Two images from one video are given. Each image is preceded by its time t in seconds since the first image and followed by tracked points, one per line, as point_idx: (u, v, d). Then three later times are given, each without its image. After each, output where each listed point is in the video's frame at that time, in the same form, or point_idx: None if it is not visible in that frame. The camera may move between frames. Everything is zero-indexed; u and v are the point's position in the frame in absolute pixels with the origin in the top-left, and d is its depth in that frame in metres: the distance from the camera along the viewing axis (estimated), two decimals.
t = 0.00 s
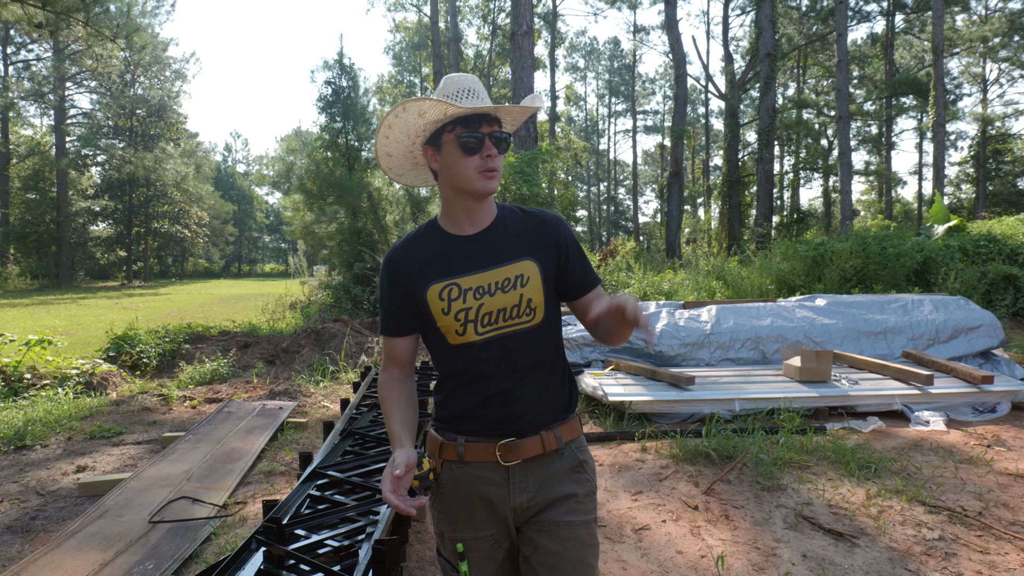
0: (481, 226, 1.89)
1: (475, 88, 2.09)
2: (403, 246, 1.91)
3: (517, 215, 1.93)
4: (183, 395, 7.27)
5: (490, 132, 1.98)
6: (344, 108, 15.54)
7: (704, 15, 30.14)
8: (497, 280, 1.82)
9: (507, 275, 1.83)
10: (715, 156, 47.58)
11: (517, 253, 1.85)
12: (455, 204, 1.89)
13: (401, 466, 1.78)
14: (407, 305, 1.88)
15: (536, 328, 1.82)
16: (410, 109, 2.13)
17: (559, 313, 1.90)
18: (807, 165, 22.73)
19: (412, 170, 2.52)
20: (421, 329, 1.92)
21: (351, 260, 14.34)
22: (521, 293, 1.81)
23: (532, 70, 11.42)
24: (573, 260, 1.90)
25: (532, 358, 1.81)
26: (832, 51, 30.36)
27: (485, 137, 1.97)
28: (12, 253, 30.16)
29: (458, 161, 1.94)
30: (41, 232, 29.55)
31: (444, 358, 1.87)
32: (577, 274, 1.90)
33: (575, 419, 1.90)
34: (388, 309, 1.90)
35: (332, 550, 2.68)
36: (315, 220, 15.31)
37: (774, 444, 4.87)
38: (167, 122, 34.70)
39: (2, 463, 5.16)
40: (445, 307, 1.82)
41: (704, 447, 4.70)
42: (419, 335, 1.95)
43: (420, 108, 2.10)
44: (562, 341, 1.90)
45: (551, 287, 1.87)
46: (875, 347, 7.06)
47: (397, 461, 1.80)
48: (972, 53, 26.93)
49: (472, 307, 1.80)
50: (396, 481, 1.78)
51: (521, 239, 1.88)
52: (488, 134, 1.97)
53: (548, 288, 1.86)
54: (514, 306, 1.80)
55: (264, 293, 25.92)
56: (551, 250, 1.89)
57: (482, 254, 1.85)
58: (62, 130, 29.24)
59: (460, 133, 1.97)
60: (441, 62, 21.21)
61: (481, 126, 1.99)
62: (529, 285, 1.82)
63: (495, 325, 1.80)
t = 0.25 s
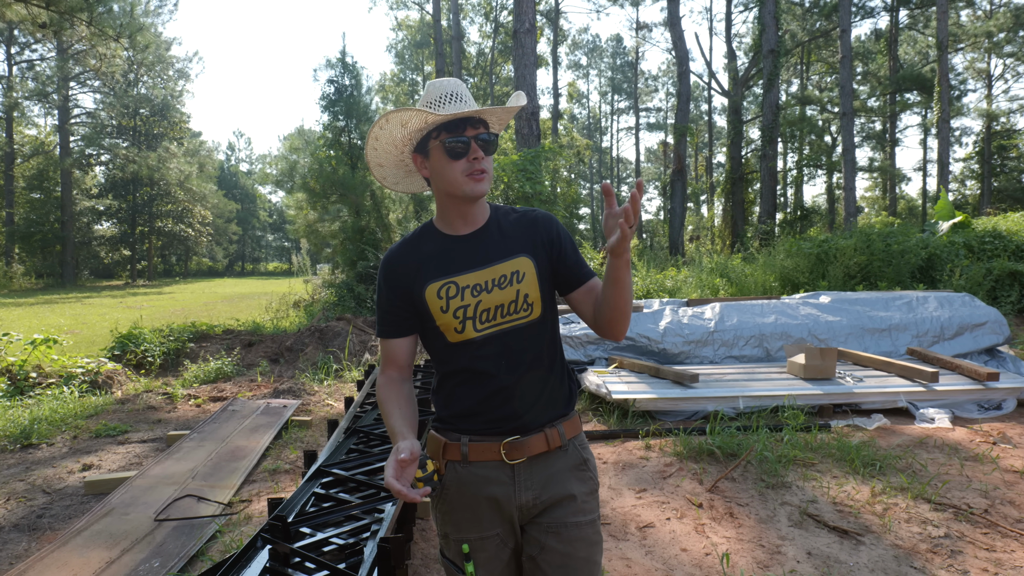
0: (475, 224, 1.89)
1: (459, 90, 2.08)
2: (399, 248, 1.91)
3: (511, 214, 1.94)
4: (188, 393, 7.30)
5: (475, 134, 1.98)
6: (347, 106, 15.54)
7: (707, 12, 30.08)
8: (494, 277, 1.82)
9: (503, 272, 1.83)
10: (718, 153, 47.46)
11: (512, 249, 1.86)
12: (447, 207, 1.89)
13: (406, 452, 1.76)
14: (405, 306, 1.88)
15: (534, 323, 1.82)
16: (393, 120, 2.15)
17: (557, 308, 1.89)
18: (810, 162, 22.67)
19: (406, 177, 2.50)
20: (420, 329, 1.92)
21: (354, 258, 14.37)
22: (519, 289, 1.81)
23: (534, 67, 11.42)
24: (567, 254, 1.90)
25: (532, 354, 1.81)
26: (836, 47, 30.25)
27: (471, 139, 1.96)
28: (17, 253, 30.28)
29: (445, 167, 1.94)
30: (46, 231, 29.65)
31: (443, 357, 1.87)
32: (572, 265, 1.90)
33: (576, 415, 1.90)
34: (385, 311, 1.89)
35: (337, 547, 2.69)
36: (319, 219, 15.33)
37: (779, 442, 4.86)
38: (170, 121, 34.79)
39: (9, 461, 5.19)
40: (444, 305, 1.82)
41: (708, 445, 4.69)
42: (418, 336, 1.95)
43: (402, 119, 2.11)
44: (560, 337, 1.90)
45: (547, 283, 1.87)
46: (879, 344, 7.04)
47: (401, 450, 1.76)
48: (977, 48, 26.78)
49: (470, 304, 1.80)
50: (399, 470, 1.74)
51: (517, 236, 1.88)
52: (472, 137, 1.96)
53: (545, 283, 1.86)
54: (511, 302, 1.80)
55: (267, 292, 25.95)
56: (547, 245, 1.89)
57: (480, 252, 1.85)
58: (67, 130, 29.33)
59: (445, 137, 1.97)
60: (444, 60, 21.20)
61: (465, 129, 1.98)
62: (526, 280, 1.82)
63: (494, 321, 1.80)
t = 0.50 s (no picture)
0: (474, 224, 1.88)
1: (453, 91, 2.08)
2: (399, 249, 1.91)
3: (510, 213, 1.94)
4: (192, 392, 7.32)
5: (469, 133, 1.98)
6: (350, 106, 15.54)
7: (710, 10, 30.02)
8: (495, 276, 1.82)
9: (504, 271, 1.83)
10: (721, 152, 47.35)
11: (512, 248, 1.86)
12: (444, 207, 1.89)
13: (414, 454, 1.76)
14: (406, 307, 1.89)
15: (534, 322, 1.82)
16: (387, 119, 2.17)
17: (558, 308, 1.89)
18: (814, 160, 22.60)
19: (403, 178, 2.50)
20: (421, 330, 1.92)
21: (357, 257, 14.39)
22: (519, 287, 1.81)
23: (537, 66, 11.40)
24: (566, 251, 1.90)
25: (533, 353, 1.81)
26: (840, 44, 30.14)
27: (464, 139, 1.96)
28: (22, 253, 30.37)
29: (440, 164, 1.95)
30: (50, 232, 29.74)
31: (445, 357, 1.87)
32: (570, 263, 1.89)
33: (578, 413, 1.90)
34: (386, 311, 1.89)
35: (341, 546, 2.69)
36: (322, 219, 15.34)
37: (783, 440, 4.85)
38: (173, 121, 34.82)
39: (15, 460, 5.21)
40: (445, 305, 1.82)
41: (712, 444, 4.68)
42: (419, 336, 1.95)
43: (396, 118, 2.14)
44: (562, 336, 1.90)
45: (547, 282, 1.87)
46: (884, 343, 7.02)
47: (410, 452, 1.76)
48: (981, 45, 26.64)
49: (471, 304, 1.80)
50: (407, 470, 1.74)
51: (517, 235, 1.88)
52: (467, 136, 1.96)
53: (545, 283, 1.86)
54: (512, 301, 1.80)
55: (271, 292, 25.98)
56: (546, 245, 1.89)
57: (480, 252, 1.85)
58: (70, 130, 29.42)
59: (440, 136, 1.98)
60: (446, 59, 21.17)
61: (459, 128, 1.99)
62: (526, 279, 1.83)
63: (495, 321, 1.80)
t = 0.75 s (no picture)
0: (482, 223, 1.88)
1: (466, 89, 2.08)
2: (405, 245, 1.90)
3: (516, 213, 1.93)
4: (198, 391, 7.35)
5: (482, 132, 1.96)
6: (354, 106, 15.56)
7: (715, 9, 29.93)
8: (500, 277, 1.82)
9: (509, 271, 1.83)
10: (726, 151, 47.21)
11: (518, 248, 1.86)
12: (454, 204, 1.88)
13: (417, 458, 1.76)
14: (410, 304, 1.87)
15: (539, 323, 1.82)
16: (400, 115, 2.16)
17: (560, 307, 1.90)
18: (819, 159, 22.51)
19: (414, 176, 2.47)
20: (425, 327, 1.91)
21: (362, 257, 14.42)
22: (524, 287, 1.82)
23: (541, 65, 11.39)
24: (571, 250, 1.89)
25: (537, 353, 1.81)
26: (845, 42, 30.02)
27: (476, 137, 1.95)
28: (29, 252, 30.53)
29: (451, 162, 1.93)
30: (57, 232, 29.86)
31: (448, 355, 1.86)
32: (572, 259, 1.87)
33: (581, 413, 1.90)
34: (390, 307, 1.87)
35: (346, 545, 2.69)
36: (327, 218, 15.37)
37: (788, 440, 4.83)
38: (179, 122, 34.94)
39: (22, 459, 5.24)
40: (451, 303, 1.81)
41: (717, 444, 4.67)
42: (421, 334, 1.94)
43: (409, 114, 2.13)
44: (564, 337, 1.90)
45: (551, 282, 1.88)
46: (890, 342, 6.98)
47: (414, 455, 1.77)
48: (988, 43, 26.47)
49: (477, 303, 1.80)
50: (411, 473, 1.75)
51: (522, 235, 1.89)
52: (480, 135, 1.95)
53: (550, 283, 1.87)
54: (517, 301, 1.81)
55: (276, 291, 26.03)
56: (550, 244, 1.89)
57: (486, 251, 1.85)
58: (77, 130, 29.56)
59: (450, 133, 1.96)
60: (451, 59, 21.17)
61: (472, 126, 1.96)
62: (531, 279, 1.83)
63: (500, 320, 1.80)
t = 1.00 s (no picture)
0: (488, 227, 1.88)
1: (482, 90, 2.06)
2: (409, 241, 1.89)
3: (521, 217, 1.94)
4: (202, 391, 7.36)
5: (501, 133, 1.96)
6: (358, 106, 15.58)
7: (719, 9, 29.89)
8: (504, 278, 1.82)
9: (513, 273, 1.84)
10: (730, 150, 47.13)
11: (523, 251, 1.87)
12: (469, 204, 1.87)
13: (428, 447, 1.75)
14: (413, 301, 1.86)
15: (541, 326, 1.83)
16: (422, 117, 2.05)
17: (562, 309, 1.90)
18: (824, 159, 22.45)
19: (422, 177, 2.46)
20: (427, 326, 1.90)
21: (365, 257, 14.43)
22: (528, 289, 1.82)
23: (545, 65, 11.38)
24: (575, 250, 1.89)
25: (539, 355, 1.82)
26: (850, 42, 29.95)
27: (496, 139, 1.94)
28: (34, 252, 30.65)
29: (471, 164, 1.91)
30: (62, 231, 29.96)
31: (450, 354, 1.85)
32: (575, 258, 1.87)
33: (582, 413, 1.90)
34: (392, 303, 1.86)
35: (349, 545, 2.70)
36: (331, 218, 15.40)
37: (792, 441, 4.82)
38: (183, 122, 35.02)
39: (27, 458, 5.26)
40: (454, 302, 1.81)
41: (721, 444, 4.66)
42: (422, 331, 1.93)
43: (433, 116, 2.02)
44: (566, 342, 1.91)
45: (554, 287, 1.88)
46: (894, 343, 6.96)
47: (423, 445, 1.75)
48: (993, 43, 26.36)
49: (480, 303, 1.80)
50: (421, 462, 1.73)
51: (527, 238, 1.89)
52: (498, 137, 1.94)
53: (553, 285, 1.88)
54: (521, 303, 1.81)
55: (280, 291, 26.08)
56: (555, 246, 1.90)
57: (490, 252, 1.86)
58: (82, 131, 29.69)
59: (468, 136, 1.95)
60: (455, 59, 21.18)
61: (491, 128, 1.96)
62: (535, 282, 1.83)
63: (503, 322, 1.79)
